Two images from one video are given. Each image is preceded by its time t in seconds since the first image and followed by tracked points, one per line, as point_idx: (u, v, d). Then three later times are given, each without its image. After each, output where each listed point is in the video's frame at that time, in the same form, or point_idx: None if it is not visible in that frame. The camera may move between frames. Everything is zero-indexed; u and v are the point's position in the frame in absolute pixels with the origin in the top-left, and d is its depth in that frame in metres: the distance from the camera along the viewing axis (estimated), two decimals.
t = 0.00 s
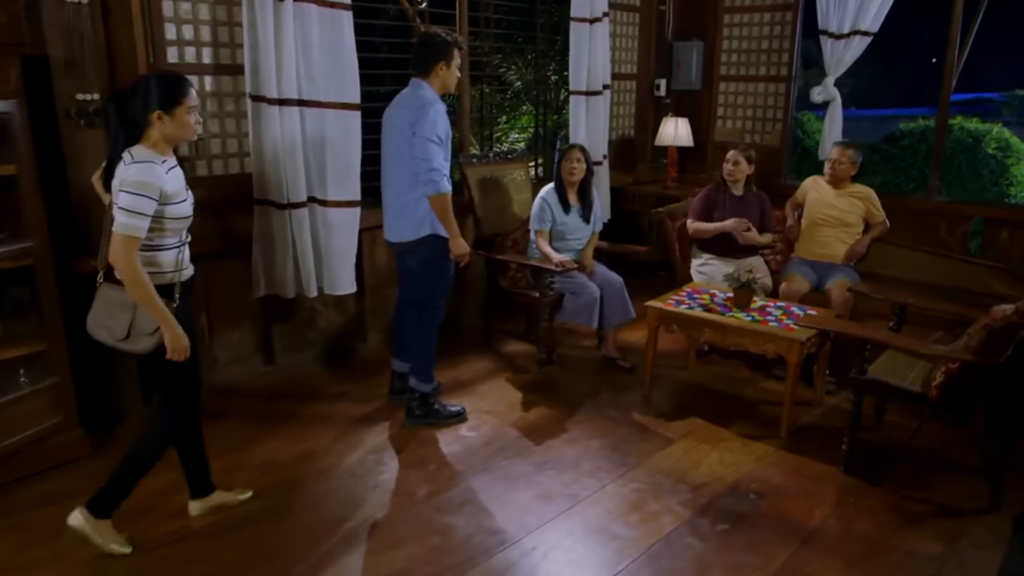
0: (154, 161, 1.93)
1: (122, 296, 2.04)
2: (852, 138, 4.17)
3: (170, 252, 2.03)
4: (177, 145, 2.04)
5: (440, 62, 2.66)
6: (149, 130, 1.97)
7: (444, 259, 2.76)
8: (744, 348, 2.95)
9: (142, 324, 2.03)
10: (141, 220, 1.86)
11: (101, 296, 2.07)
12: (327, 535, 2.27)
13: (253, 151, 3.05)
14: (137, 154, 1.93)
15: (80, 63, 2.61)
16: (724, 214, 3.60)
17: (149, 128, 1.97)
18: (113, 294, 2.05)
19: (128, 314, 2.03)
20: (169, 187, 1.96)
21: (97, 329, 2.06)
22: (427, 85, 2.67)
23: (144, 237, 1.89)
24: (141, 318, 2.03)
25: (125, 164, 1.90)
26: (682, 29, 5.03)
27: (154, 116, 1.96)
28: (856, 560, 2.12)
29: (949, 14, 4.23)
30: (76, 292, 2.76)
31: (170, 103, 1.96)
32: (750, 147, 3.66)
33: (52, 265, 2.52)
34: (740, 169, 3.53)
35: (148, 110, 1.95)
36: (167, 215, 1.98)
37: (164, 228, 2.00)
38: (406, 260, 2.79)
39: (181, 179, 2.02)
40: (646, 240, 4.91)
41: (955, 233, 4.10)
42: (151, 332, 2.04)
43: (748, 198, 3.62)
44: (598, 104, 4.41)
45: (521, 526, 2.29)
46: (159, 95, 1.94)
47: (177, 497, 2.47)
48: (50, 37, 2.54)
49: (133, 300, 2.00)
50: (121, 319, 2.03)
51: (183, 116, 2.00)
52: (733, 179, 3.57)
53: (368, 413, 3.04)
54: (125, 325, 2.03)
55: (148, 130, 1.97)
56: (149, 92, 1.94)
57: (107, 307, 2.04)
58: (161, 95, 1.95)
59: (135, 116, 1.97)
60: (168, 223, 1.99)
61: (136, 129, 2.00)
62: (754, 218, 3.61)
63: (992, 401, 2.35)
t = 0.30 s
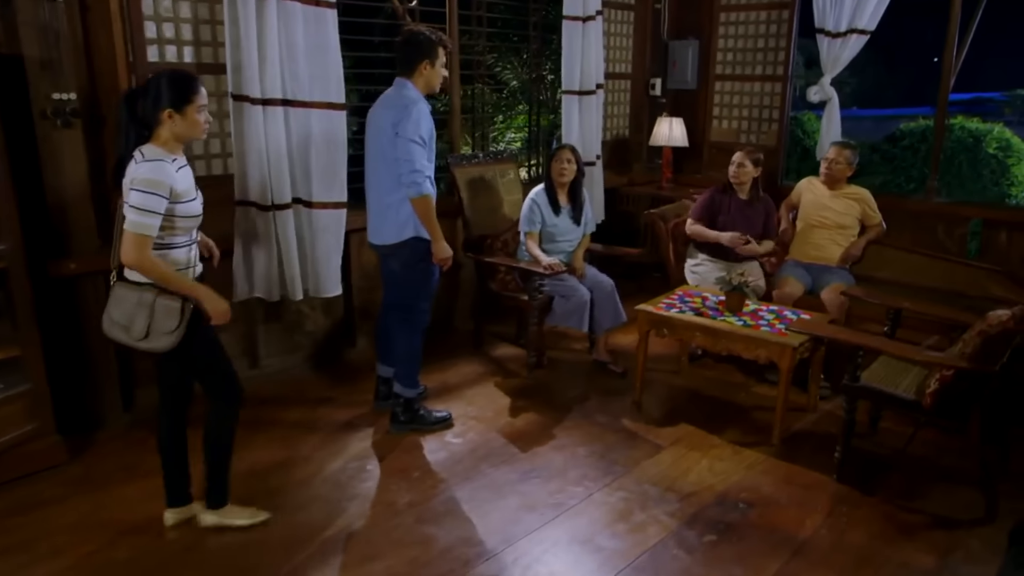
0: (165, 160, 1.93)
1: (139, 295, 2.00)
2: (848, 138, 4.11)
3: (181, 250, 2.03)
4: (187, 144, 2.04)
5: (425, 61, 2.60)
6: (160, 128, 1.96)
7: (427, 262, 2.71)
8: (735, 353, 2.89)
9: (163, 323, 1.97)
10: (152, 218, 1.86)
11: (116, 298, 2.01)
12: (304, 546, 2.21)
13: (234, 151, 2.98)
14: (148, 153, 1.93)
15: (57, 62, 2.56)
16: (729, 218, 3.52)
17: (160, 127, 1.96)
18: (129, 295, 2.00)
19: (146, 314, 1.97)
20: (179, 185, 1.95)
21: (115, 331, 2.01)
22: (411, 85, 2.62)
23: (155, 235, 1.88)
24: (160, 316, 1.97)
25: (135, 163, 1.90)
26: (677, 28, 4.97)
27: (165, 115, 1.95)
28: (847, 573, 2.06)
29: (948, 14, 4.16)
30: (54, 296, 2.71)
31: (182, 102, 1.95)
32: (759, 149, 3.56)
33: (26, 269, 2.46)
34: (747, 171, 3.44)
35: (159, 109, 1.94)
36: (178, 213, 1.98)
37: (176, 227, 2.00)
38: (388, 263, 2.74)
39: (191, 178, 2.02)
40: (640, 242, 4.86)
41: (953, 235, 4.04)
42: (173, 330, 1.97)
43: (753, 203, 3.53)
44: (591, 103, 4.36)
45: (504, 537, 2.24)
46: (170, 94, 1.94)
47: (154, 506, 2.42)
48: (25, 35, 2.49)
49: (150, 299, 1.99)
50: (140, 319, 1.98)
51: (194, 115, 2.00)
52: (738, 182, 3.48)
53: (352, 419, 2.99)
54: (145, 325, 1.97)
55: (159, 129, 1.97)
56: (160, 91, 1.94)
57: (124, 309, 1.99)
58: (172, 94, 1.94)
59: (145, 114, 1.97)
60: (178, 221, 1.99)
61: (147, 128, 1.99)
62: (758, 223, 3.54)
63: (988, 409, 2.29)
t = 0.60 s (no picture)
0: (192, 164, 1.94)
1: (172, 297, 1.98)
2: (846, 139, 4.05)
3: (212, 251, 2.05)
4: (211, 145, 2.04)
5: (411, 60, 2.54)
6: (184, 132, 1.96)
7: (412, 264, 2.66)
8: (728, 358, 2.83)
9: (198, 326, 1.98)
10: (181, 223, 1.88)
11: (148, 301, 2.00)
12: (282, 556, 2.16)
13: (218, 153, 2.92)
14: (174, 158, 1.93)
15: (35, 61, 2.51)
16: (729, 224, 3.43)
17: (184, 130, 1.96)
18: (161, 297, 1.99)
19: (181, 318, 1.96)
20: (206, 188, 1.96)
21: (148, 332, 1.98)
22: (397, 85, 2.56)
23: (185, 239, 1.91)
24: (195, 319, 1.98)
25: (162, 169, 1.90)
26: (674, 27, 4.91)
27: (190, 118, 1.95)
28: None
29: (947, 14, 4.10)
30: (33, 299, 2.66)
31: (205, 106, 1.95)
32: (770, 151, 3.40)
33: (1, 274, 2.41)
34: (749, 176, 3.31)
35: (183, 113, 1.94)
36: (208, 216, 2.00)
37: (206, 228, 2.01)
38: (373, 266, 2.69)
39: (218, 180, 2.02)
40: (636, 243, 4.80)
41: (953, 237, 3.97)
42: (206, 335, 1.99)
43: (759, 208, 3.40)
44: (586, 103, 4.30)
45: (487, 548, 2.18)
46: (192, 99, 1.93)
47: (131, 515, 2.37)
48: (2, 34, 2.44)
49: (184, 302, 1.97)
50: (175, 323, 1.97)
51: (218, 117, 1.99)
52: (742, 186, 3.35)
53: (338, 424, 2.94)
54: (181, 329, 1.97)
55: (184, 132, 1.96)
56: (182, 97, 1.93)
57: (157, 312, 1.96)
58: (194, 99, 1.93)
59: (168, 118, 1.96)
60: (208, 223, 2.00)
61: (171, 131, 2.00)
62: (764, 229, 3.40)
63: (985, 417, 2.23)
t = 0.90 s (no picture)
0: (228, 159, 1.95)
1: (208, 292, 1.98)
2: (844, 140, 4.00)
3: (248, 245, 2.06)
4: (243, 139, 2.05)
5: (397, 59, 2.50)
6: (219, 126, 1.96)
7: (400, 267, 2.61)
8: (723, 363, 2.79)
9: (236, 320, 1.97)
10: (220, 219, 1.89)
11: (184, 297, 1.99)
12: (262, 565, 2.11)
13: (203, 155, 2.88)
14: (209, 154, 1.94)
15: (15, 61, 2.46)
16: (723, 224, 3.39)
17: (220, 124, 1.96)
18: (196, 293, 1.98)
19: (219, 312, 1.95)
20: (241, 182, 1.97)
21: (183, 329, 1.98)
22: (383, 85, 2.52)
23: (224, 235, 1.92)
24: (233, 312, 1.97)
25: (198, 166, 1.91)
26: (671, 27, 4.86)
27: (226, 112, 1.96)
28: None
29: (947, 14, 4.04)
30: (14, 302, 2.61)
31: (241, 100, 1.96)
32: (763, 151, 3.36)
33: None
34: (742, 176, 3.27)
35: (221, 107, 1.94)
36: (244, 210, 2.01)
37: (243, 223, 2.02)
38: (360, 269, 2.64)
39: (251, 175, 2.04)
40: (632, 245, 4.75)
41: (953, 239, 3.91)
42: (246, 327, 1.97)
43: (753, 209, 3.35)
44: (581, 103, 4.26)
45: (473, 558, 2.13)
46: (225, 93, 1.94)
47: (111, 522, 2.32)
48: None
49: (220, 297, 1.97)
50: (212, 318, 1.96)
51: (251, 110, 2.01)
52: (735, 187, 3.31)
53: (325, 429, 2.89)
54: (219, 323, 1.96)
55: (220, 126, 1.96)
56: (215, 92, 1.93)
57: (193, 307, 1.97)
58: (228, 93, 1.94)
59: (201, 114, 1.96)
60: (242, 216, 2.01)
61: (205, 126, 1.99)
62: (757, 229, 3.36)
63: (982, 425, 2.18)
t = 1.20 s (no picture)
0: (246, 157, 1.91)
1: (214, 292, 1.95)
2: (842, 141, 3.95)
3: (257, 246, 2.02)
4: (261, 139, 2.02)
5: (382, 58, 2.45)
6: (238, 125, 1.93)
7: (386, 270, 2.57)
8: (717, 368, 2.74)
9: (241, 321, 1.94)
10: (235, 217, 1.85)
11: (190, 296, 1.96)
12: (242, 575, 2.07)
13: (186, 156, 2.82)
14: (227, 151, 1.90)
15: None
16: (712, 224, 3.36)
17: (239, 123, 1.93)
18: (202, 293, 1.95)
19: (224, 313, 1.93)
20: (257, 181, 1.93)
21: (186, 329, 1.95)
22: (368, 85, 2.47)
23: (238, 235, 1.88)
24: (238, 314, 1.94)
25: (215, 162, 1.87)
26: (668, 26, 4.81)
27: (248, 112, 1.93)
28: None
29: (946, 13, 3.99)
30: None
31: (263, 100, 1.93)
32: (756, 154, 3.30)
33: None
34: (731, 179, 3.23)
35: (242, 106, 1.92)
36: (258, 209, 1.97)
37: (257, 223, 1.98)
38: (346, 272, 2.60)
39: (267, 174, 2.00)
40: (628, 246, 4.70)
41: (952, 241, 3.86)
42: (251, 329, 1.94)
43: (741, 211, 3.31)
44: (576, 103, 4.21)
45: (457, 568, 2.09)
46: (246, 93, 1.91)
47: (90, 530, 2.28)
48: None
49: (227, 298, 1.94)
50: (216, 318, 1.93)
51: (272, 111, 1.98)
52: (725, 189, 3.27)
53: (311, 434, 2.85)
54: (223, 324, 1.93)
55: (239, 125, 1.94)
56: (236, 91, 1.91)
57: (198, 306, 1.94)
58: (248, 92, 1.91)
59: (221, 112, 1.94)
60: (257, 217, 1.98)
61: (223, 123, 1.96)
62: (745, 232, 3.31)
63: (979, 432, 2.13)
